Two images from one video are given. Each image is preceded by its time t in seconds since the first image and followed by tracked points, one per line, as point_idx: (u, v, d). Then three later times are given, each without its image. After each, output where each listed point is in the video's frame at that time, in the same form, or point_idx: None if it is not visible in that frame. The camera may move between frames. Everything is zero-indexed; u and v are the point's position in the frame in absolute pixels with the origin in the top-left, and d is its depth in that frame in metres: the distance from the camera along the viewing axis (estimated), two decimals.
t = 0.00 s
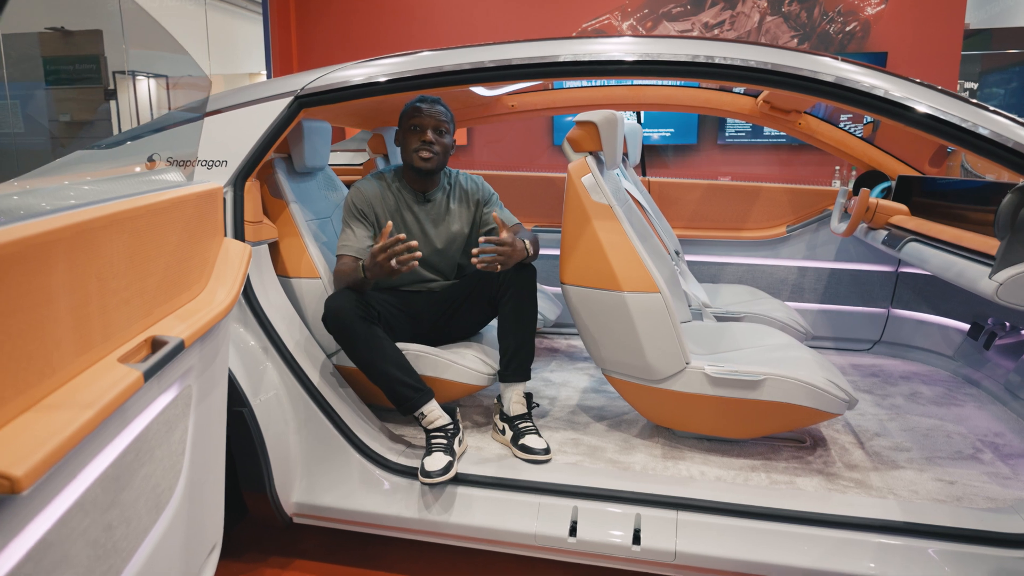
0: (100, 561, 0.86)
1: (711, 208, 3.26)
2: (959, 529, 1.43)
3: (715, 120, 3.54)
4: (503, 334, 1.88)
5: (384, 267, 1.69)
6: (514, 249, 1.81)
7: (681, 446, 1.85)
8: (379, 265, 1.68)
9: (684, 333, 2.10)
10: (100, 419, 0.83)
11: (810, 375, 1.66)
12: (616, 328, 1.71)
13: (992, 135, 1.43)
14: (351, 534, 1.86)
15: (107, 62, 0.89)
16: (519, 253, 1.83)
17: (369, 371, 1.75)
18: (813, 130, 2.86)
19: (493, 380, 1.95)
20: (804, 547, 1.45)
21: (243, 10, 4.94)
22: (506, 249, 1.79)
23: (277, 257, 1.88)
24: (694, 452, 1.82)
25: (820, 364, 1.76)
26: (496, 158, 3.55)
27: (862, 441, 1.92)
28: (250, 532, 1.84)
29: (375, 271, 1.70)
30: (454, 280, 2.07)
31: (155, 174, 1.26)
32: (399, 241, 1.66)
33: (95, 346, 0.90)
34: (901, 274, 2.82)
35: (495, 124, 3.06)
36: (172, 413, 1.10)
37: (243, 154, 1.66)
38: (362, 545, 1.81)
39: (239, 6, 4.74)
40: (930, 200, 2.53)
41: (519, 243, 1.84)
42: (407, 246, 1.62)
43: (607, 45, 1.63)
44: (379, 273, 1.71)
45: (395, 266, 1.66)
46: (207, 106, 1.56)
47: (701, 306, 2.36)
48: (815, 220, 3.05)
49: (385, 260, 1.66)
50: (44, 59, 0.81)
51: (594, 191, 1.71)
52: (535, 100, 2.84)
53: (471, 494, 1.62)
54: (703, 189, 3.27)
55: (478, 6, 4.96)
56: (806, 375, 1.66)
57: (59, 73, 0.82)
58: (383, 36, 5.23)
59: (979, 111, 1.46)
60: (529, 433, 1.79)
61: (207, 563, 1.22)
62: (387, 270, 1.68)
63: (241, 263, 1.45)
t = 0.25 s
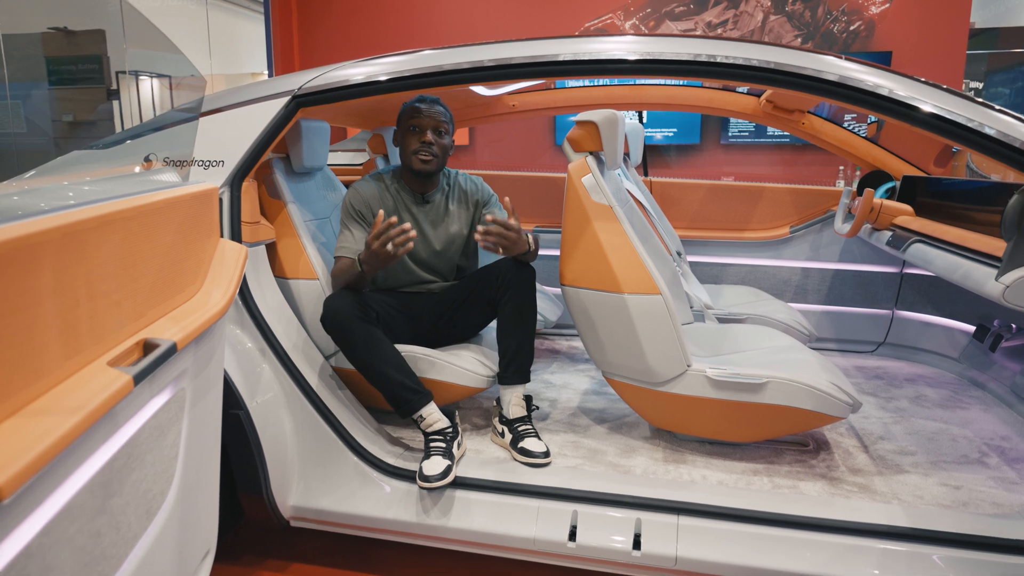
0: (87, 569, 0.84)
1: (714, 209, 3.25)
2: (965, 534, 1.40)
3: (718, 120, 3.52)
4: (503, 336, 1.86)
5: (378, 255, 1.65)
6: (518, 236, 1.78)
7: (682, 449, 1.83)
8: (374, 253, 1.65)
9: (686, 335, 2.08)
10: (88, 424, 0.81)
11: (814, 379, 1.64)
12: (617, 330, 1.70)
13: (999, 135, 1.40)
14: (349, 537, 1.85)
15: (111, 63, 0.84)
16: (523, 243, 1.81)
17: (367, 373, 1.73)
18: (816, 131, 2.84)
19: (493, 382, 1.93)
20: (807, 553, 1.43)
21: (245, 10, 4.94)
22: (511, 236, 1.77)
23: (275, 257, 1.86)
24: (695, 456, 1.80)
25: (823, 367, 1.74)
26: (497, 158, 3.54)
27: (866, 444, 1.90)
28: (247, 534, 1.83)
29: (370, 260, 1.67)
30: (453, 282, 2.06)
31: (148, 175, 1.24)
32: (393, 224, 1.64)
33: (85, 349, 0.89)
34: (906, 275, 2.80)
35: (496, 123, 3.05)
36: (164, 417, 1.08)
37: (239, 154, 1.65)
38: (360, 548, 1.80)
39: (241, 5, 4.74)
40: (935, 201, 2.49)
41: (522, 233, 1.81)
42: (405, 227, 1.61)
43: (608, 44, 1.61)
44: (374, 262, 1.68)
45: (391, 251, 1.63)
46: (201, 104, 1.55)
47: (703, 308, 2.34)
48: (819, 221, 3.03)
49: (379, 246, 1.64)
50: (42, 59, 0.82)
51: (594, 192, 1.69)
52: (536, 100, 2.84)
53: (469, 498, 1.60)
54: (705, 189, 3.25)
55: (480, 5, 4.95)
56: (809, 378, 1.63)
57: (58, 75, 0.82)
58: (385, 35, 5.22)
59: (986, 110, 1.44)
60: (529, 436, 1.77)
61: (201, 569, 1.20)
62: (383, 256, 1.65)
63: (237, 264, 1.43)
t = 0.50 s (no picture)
0: None
1: (717, 209, 3.22)
2: (972, 541, 1.38)
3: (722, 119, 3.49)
4: (502, 338, 1.85)
5: (376, 258, 1.63)
6: (509, 239, 1.77)
7: (684, 452, 1.81)
8: (369, 255, 1.63)
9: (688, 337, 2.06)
10: (74, 429, 0.79)
11: (817, 382, 1.61)
12: (617, 332, 1.68)
13: (1007, 134, 1.37)
14: (347, 540, 1.83)
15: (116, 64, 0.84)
16: (516, 244, 1.79)
17: (365, 376, 1.72)
18: (821, 130, 2.80)
19: (493, 385, 1.91)
20: (810, 559, 1.41)
21: (249, 10, 4.95)
22: (501, 238, 1.75)
23: (273, 258, 1.85)
24: (697, 459, 1.78)
25: (827, 370, 1.72)
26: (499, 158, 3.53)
27: (870, 448, 1.88)
28: (244, 537, 1.81)
29: (366, 263, 1.65)
30: (453, 283, 2.04)
31: (136, 177, 1.21)
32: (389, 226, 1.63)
33: (74, 352, 0.87)
34: (911, 276, 2.77)
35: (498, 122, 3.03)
36: (157, 421, 1.06)
37: (237, 153, 1.63)
38: (359, 552, 1.78)
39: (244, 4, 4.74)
40: (941, 201, 2.46)
41: (515, 234, 1.80)
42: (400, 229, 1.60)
43: (611, 42, 1.59)
44: (372, 266, 1.66)
45: (388, 253, 1.62)
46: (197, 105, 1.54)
47: (706, 309, 2.31)
48: (823, 221, 3.01)
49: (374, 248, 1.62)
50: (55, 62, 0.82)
51: (595, 192, 1.67)
52: (538, 99, 2.83)
53: (468, 502, 1.58)
54: (708, 189, 3.22)
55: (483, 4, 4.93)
56: (812, 381, 1.61)
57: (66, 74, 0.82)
58: (388, 34, 5.21)
59: (992, 109, 1.41)
60: (529, 439, 1.75)
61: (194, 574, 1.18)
62: (380, 259, 1.63)
63: (233, 265, 1.41)
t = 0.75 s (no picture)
0: None
1: (721, 210, 3.21)
2: (979, 547, 1.36)
3: (726, 119, 3.47)
4: (502, 340, 1.83)
5: (379, 277, 1.63)
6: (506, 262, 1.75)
7: (686, 456, 1.79)
8: (374, 273, 1.63)
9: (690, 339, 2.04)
10: (61, 434, 0.78)
11: (821, 385, 1.59)
12: (617, 334, 1.66)
13: (1016, 134, 1.35)
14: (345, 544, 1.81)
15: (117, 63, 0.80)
16: (511, 262, 1.77)
17: (363, 378, 1.70)
18: (825, 130, 2.79)
19: (493, 387, 1.89)
20: (813, 566, 1.38)
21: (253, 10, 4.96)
22: (496, 261, 1.73)
23: (272, 259, 1.84)
24: (699, 463, 1.76)
25: (832, 373, 1.69)
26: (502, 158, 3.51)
27: (875, 453, 1.86)
28: (242, 540, 1.80)
29: (370, 279, 1.65)
30: (453, 284, 2.02)
31: (133, 177, 1.20)
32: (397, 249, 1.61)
33: (62, 355, 0.86)
34: (917, 277, 2.73)
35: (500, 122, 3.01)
36: (150, 424, 1.04)
37: (234, 153, 1.62)
38: (357, 555, 1.77)
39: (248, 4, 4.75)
40: (947, 201, 2.42)
41: (509, 252, 1.77)
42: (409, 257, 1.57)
43: (614, 40, 1.57)
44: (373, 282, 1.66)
45: (392, 276, 1.61)
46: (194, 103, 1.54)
47: (710, 311, 2.29)
48: (828, 222, 2.98)
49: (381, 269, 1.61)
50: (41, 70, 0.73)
51: (596, 193, 1.65)
52: (540, 98, 2.82)
53: (468, 506, 1.56)
54: (711, 189, 3.20)
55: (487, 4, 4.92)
56: (817, 385, 1.59)
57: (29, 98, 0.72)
58: (391, 34, 5.20)
59: (999, 108, 1.39)
60: (529, 442, 1.73)
61: None
62: (383, 279, 1.63)
63: (229, 267, 1.39)
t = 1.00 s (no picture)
0: None
1: (725, 211, 3.18)
2: (988, 555, 1.33)
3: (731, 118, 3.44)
4: (503, 342, 1.81)
5: (378, 277, 1.63)
6: (505, 260, 1.74)
7: (689, 460, 1.77)
8: (374, 273, 1.62)
9: (693, 341, 2.01)
10: (46, 440, 0.77)
11: (825, 388, 1.57)
12: (619, 337, 1.64)
13: None
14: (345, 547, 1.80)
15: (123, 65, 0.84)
16: (511, 261, 1.76)
17: (362, 380, 1.68)
18: (831, 129, 2.76)
19: (493, 389, 1.87)
20: (817, 573, 1.36)
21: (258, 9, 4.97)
22: (495, 260, 1.72)
23: (271, 260, 1.82)
24: (702, 467, 1.73)
25: (837, 376, 1.67)
26: (505, 158, 3.49)
27: (881, 457, 1.84)
28: (241, 543, 1.79)
29: (369, 278, 1.64)
30: (454, 284, 2.00)
31: (132, 177, 1.19)
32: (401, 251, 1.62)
33: (49, 359, 0.84)
34: (924, 278, 2.70)
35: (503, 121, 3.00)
36: (143, 427, 1.03)
37: (232, 154, 1.61)
38: (357, 558, 1.75)
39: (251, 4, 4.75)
40: (956, 201, 2.38)
41: (509, 250, 1.76)
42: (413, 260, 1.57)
43: (617, 39, 1.55)
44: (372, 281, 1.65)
45: (392, 278, 1.60)
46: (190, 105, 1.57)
47: (713, 313, 2.27)
48: (834, 223, 2.96)
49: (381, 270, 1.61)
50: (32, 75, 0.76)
51: (597, 193, 1.63)
52: (544, 98, 2.81)
53: (467, 510, 1.55)
54: (716, 190, 3.18)
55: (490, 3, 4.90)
56: (821, 389, 1.56)
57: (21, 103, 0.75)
58: (395, 34, 5.20)
59: (1008, 107, 1.36)
60: (529, 445, 1.71)
61: None
62: (382, 279, 1.62)
63: (226, 268, 1.37)
